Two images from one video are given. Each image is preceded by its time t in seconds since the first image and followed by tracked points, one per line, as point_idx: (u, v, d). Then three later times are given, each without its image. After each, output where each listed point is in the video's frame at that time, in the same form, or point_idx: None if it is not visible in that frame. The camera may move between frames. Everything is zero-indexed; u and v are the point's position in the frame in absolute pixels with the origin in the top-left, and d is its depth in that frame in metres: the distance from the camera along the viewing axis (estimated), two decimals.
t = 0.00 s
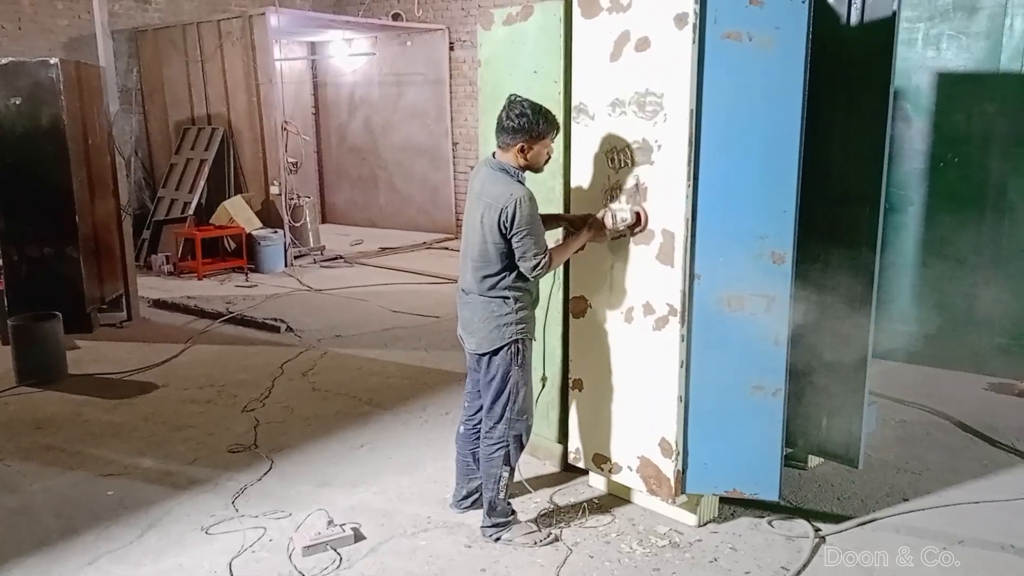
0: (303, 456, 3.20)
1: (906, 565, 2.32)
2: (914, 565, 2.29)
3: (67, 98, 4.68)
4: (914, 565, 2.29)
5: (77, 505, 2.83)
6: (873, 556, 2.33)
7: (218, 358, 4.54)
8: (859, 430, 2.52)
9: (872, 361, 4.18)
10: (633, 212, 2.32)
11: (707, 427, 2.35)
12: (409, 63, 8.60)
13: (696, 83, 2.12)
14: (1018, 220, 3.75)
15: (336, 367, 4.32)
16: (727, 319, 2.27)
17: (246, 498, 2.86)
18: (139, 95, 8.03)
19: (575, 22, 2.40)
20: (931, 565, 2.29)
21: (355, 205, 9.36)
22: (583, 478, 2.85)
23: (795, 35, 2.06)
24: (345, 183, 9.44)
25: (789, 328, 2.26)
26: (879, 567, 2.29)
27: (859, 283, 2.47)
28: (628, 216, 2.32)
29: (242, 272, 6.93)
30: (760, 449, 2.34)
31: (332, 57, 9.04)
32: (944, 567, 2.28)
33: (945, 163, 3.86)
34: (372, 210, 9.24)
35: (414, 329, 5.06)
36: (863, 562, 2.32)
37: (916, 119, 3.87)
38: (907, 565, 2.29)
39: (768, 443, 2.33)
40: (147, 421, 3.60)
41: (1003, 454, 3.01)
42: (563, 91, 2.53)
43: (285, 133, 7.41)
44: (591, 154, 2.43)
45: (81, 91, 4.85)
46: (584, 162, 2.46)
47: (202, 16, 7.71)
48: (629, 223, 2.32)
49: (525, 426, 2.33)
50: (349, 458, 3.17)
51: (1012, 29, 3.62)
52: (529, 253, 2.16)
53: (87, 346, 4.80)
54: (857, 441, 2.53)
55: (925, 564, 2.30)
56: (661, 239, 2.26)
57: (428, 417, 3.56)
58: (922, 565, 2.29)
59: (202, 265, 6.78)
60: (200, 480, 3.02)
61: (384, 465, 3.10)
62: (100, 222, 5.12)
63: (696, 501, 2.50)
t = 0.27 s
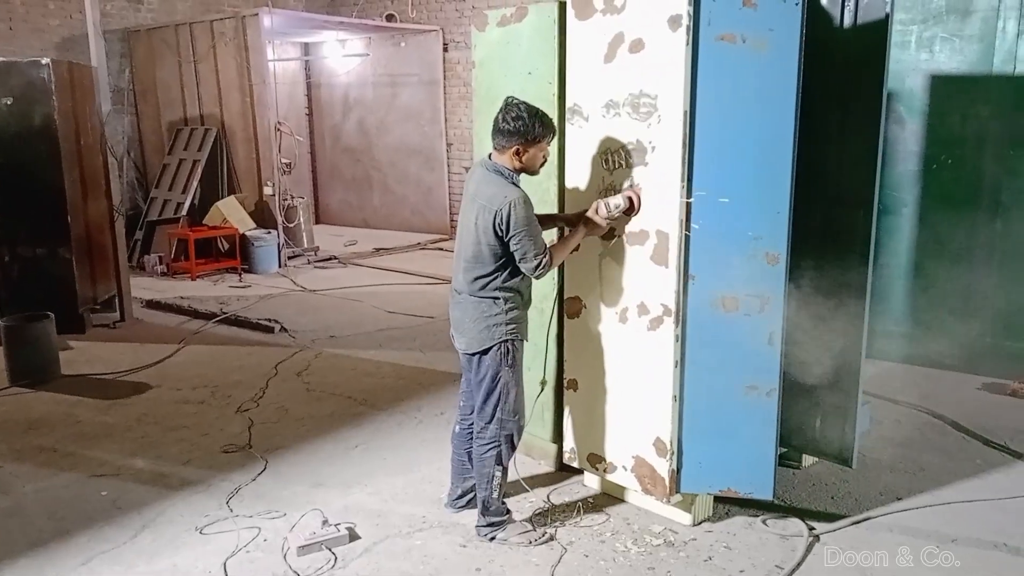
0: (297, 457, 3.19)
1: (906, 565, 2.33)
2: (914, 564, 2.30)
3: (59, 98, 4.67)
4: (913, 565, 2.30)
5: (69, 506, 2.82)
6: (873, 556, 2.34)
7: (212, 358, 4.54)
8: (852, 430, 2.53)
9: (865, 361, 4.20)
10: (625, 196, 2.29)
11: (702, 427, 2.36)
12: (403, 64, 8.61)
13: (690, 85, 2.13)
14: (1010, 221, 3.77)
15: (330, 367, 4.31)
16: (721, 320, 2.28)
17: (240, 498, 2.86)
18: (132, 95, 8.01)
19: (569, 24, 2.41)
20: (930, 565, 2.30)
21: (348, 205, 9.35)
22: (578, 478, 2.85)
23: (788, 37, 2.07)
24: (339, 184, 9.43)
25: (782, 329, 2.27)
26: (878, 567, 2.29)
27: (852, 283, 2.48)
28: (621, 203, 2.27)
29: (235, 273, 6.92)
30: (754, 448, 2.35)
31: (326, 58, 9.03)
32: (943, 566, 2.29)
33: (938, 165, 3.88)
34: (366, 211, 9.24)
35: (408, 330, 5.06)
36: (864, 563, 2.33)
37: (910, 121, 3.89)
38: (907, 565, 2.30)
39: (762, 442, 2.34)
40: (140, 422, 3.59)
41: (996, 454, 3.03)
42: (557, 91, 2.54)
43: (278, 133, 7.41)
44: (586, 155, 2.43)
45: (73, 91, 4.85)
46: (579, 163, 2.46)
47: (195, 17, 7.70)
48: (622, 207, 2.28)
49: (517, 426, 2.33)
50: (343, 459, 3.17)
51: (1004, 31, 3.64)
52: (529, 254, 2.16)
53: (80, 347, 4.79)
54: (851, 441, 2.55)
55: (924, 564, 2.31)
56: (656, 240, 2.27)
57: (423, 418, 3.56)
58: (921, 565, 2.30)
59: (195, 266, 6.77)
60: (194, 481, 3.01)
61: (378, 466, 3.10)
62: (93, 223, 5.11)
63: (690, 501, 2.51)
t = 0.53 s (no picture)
0: (293, 460, 3.18)
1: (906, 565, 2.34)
2: (914, 564, 2.31)
3: (55, 100, 4.66)
4: (913, 565, 2.31)
5: (63, 509, 2.81)
6: (873, 556, 2.35)
7: (207, 361, 4.53)
8: (848, 431, 2.54)
9: (861, 363, 4.21)
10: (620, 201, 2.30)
11: (698, 429, 2.36)
12: (399, 66, 8.61)
13: (685, 86, 2.13)
14: (1006, 223, 3.79)
15: (326, 370, 4.31)
16: (717, 322, 2.28)
17: (235, 502, 2.85)
18: (127, 96, 7.99)
19: (565, 26, 2.41)
20: (930, 565, 2.31)
21: (344, 207, 9.34)
22: (574, 481, 2.85)
23: (782, 40, 2.07)
24: (334, 185, 9.42)
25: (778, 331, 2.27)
26: (878, 567, 2.30)
27: (847, 286, 2.48)
28: (616, 206, 2.28)
29: (230, 274, 6.91)
30: (749, 450, 2.34)
31: (322, 59, 9.03)
32: (943, 566, 2.30)
33: (932, 167, 3.88)
34: (362, 213, 9.23)
35: (404, 332, 5.06)
36: (864, 563, 2.33)
37: (903, 123, 3.89)
38: (907, 566, 2.31)
39: (757, 444, 2.34)
40: (135, 425, 3.58)
41: (992, 456, 3.04)
42: (553, 93, 2.54)
43: (274, 135, 7.39)
44: (581, 157, 2.43)
45: (68, 93, 4.83)
46: (574, 165, 2.46)
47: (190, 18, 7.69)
48: (618, 210, 2.28)
49: (513, 429, 2.33)
50: (339, 462, 3.16)
51: (997, 33, 3.64)
52: (524, 259, 2.16)
53: (75, 349, 4.78)
54: (846, 443, 2.55)
55: (924, 564, 2.31)
56: (651, 242, 2.27)
57: (419, 420, 3.56)
58: (921, 565, 2.31)
59: (190, 268, 6.75)
60: (189, 484, 3.00)
61: (374, 469, 3.09)
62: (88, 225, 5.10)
63: (686, 503, 2.51)
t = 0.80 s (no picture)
0: (291, 464, 3.18)
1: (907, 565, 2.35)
2: (915, 564, 2.32)
3: (50, 105, 4.65)
4: (913, 565, 2.32)
5: (60, 515, 2.80)
6: (873, 556, 2.36)
7: (204, 366, 4.52)
8: (845, 433, 2.54)
9: (857, 365, 4.21)
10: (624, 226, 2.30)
11: (696, 433, 2.36)
12: (395, 70, 8.61)
13: (681, 90, 2.14)
14: (1001, 225, 3.80)
15: (323, 374, 4.30)
16: (714, 325, 2.28)
17: (233, 506, 2.84)
18: (123, 101, 7.98)
19: (561, 30, 2.41)
20: (930, 564, 2.32)
21: (341, 211, 9.34)
22: (572, 484, 2.85)
23: (778, 43, 2.08)
24: (331, 190, 9.42)
25: (775, 334, 2.27)
26: (878, 567, 2.31)
27: (844, 288, 2.49)
28: (619, 233, 2.28)
29: (227, 279, 6.90)
30: (747, 454, 2.34)
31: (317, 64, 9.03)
32: (943, 566, 2.31)
33: (928, 171, 3.89)
34: (358, 217, 9.23)
35: (401, 336, 5.06)
36: (864, 563, 2.35)
37: (899, 127, 3.90)
38: (907, 566, 2.32)
39: (755, 448, 2.34)
40: (132, 430, 3.57)
41: (989, 458, 3.04)
42: (549, 97, 2.54)
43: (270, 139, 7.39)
44: (578, 161, 2.44)
45: (64, 98, 4.83)
46: (571, 169, 2.46)
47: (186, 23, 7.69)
48: (620, 237, 2.28)
49: (512, 433, 2.33)
50: (337, 466, 3.15)
51: (992, 36, 3.66)
52: (517, 264, 2.16)
53: (71, 354, 4.76)
54: (843, 445, 2.55)
55: (924, 564, 2.33)
56: (648, 245, 2.27)
57: (416, 424, 3.55)
58: (921, 565, 2.32)
59: (186, 273, 6.74)
60: (186, 489, 2.99)
61: (371, 473, 3.09)
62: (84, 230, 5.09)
63: (685, 506, 2.51)
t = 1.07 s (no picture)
0: (287, 473, 3.16)
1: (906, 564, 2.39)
2: (914, 564, 2.36)
3: (47, 113, 4.64)
4: (913, 565, 2.36)
5: (55, 525, 2.78)
6: (873, 556, 2.40)
7: (201, 374, 4.50)
8: (842, 441, 2.53)
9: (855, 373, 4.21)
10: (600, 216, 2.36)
11: (693, 440, 2.35)
12: (392, 78, 8.61)
13: (678, 97, 2.14)
14: (998, 232, 3.80)
15: (320, 383, 4.28)
16: (712, 332, 2.27)
17: (229, 516, 2.83)
18: (120, 109, 7.98)
19: (558, 38, 2.40)
20: (930, 565, 2.36)
21: (338, 219, 9.33)
22: (570, 493, 2.83)
23: (774, 50, 2.07)
24: (328, 198, 9.41)
25: (772, 342, 2.26)
26: (877, 567, 2.35)
27: (842, 295, 2.48)
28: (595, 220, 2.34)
29: (224, 288, 6.88)
30: (745, 462, 2.33)
31: (314, 72, 9.04)
32: (942, 566, 2.35)
33: (924, 177, 3.90)
34: (355, 225, 9.22)
35: (398, 344, 5.05)
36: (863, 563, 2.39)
37: (895, 133, 3.92)
38: (906, 566, 2.36)
39: (753, 456, 2.33)
40: (128, 439, 3.55)
41: (987, 466, 3.03)
42: (546, 105, 2.54)
43: (268, 147, 7.38)
44: (574, 168, 2.43)
45: (60, 106, 4.82)
46: (568, 176, 2.46)
47: (183, 31, 7.69)
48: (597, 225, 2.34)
49: (505, 444, 2.31)
50: (334, 476, 3.14)
51: (988, 43, 3.67)
52: (523, 274, 2.14)
53: (68, 363, 4.74)
54: (841, 453, 2.54)
55: (924, 564, 2.36)
56: (645, 253, 2.27)
57: (413, 433, 3.54)
58: (921, 565, 2.36)
59: (183, 281, 6.72)
60: (183, 498, 2.98)
61: (368, 482, 3.07)
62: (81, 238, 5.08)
63: (682, 514, 2.49)
